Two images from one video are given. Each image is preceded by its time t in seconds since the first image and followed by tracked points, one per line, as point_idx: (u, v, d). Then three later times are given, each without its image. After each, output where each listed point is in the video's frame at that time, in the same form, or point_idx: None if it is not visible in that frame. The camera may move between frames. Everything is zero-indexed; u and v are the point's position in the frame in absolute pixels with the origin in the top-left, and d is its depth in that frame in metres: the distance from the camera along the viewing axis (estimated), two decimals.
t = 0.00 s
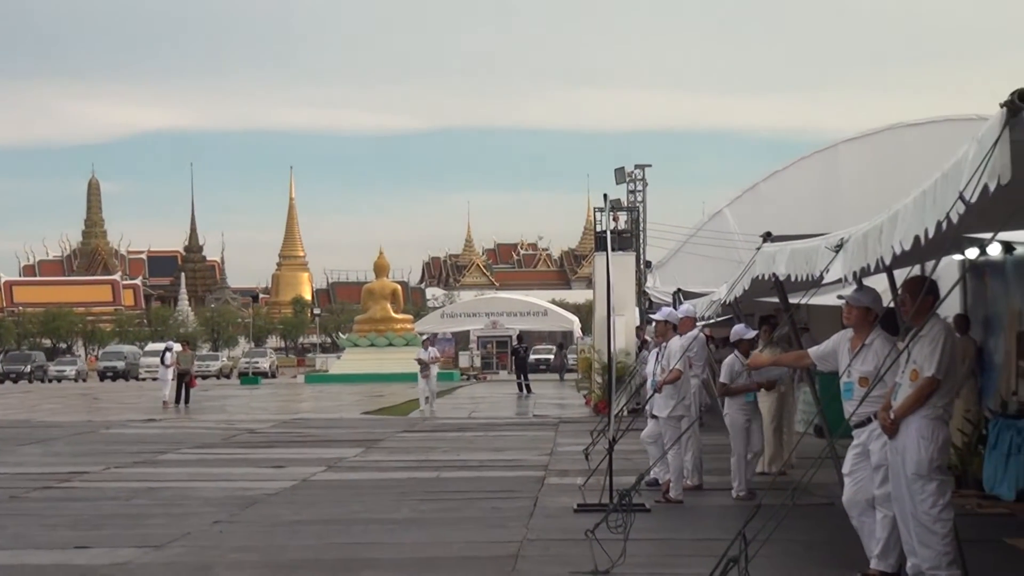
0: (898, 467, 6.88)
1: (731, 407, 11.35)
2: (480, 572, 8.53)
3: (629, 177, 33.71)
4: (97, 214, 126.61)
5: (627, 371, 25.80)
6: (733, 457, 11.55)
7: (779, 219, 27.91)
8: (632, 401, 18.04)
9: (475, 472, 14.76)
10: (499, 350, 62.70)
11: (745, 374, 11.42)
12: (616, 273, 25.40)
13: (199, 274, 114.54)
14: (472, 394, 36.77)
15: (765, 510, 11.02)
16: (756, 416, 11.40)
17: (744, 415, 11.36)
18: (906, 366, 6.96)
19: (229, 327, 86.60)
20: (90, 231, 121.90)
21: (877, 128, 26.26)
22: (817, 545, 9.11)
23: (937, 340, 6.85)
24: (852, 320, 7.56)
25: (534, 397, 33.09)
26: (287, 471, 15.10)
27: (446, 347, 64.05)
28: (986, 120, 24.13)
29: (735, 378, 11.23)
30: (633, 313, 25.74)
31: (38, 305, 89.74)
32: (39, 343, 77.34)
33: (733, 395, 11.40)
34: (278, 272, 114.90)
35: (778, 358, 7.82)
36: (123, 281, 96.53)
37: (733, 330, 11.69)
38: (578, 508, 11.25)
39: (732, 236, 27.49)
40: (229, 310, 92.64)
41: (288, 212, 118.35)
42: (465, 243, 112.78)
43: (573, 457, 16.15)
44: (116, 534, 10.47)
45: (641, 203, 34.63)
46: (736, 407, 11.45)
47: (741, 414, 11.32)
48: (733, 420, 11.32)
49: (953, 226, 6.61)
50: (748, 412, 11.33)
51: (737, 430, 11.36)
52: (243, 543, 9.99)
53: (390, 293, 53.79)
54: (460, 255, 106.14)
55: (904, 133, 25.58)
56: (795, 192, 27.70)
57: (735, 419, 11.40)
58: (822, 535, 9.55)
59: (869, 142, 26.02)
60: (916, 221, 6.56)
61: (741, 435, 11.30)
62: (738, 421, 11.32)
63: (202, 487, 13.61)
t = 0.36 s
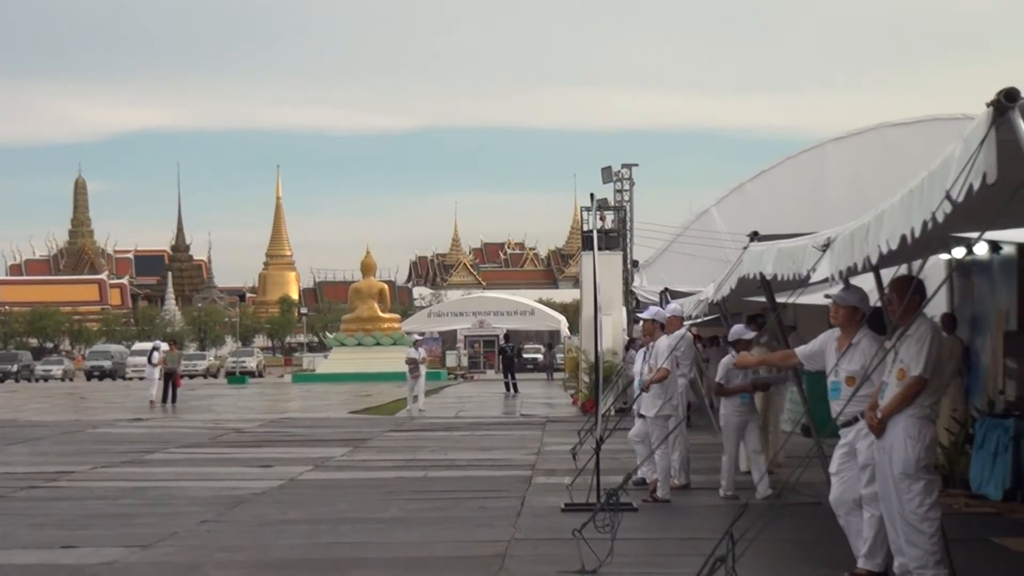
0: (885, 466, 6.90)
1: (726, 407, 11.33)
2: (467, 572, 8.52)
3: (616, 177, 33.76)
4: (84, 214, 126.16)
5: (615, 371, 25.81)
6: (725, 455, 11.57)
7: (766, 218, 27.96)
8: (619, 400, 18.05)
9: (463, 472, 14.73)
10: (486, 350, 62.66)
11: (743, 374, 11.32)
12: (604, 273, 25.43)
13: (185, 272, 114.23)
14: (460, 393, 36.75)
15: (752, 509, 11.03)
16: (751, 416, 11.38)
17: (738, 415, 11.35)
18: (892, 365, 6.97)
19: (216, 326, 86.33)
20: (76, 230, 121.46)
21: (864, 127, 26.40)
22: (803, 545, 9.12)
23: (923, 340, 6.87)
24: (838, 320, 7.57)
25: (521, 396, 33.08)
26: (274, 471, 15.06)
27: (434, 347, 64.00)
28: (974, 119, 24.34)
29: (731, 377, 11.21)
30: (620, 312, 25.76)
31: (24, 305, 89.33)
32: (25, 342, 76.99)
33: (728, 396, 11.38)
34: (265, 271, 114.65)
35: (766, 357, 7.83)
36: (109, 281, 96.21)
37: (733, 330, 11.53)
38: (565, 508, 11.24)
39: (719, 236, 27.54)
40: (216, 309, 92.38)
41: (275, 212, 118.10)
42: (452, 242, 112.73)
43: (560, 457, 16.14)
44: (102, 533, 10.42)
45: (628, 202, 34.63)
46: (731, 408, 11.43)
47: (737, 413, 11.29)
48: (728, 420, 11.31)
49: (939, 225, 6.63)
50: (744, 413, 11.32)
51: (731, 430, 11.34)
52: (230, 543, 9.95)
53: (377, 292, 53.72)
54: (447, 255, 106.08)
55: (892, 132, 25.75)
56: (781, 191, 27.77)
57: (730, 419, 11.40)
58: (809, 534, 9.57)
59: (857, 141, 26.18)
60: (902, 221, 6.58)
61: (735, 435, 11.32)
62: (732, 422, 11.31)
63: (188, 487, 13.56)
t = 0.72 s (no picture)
0: (879, 467, 6.91)
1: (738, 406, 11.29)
2: (462, 572, 8.53)
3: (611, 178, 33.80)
4: (78, 215, 126.08)
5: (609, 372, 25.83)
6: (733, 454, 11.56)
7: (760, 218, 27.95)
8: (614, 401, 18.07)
9: (458, 473, 14.74)
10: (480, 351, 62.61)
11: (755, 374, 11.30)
12: (600, 274, 25.46)
13: (180, 274, 114.17)
14: (454, 394, 36.80)
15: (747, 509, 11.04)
16: (760, 416, 11.36)
17: (749, 415, 11.33)
18: (887, 366, 6.98)
19: (210, 327, 86.27)
20: (71, 231, 121.41)
21: (859, 128, 26.44)
22: (798, 545, 9.13)
23: (918, 340, 6.88)
24: (833, 320, 7.58)
25: (515, 397, 33.10)
26: (269, 472, 15.07)
27: (428, 347, 64.01)
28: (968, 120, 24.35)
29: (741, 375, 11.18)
30: (615, 313, 25.79)
31: (18, 306, 89.20)
32: (20, 343, 76.91)
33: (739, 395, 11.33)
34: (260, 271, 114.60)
35: (761, 358, 7.83)
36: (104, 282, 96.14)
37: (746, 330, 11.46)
38: (559, 509, 11.25)
39: (714, 236, 27.55)
40: (210, 309, 92.34)
41: (270, 213, 118.04)
42: (447, 243, 112.70)
43: (555, 457, 16.16)
44: (97, 534, 10.42)
45: (623, 203, 34.64)
46: (742, 407, 11.37)
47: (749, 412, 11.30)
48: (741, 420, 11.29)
49: (933, 226, 6.64)
50: (755, 412, 11.30)
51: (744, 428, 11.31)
52: (225, 543, 9.96)
53: (372, 293, 53.74)
54: (442, 256, 106.05)
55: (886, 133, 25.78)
56: (775, 192, 27.75)
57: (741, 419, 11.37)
58: (805, 534, 9.58)
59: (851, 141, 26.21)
60: (897, 221, 6.59)
61: (749, 435, 11.30)
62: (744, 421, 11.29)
63: (184, 487, 13.56)
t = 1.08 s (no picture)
0: (873, 468, 6.92)
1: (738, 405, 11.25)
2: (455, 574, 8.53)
3: (604, 180, 33.81)
4: (72, 217, 125.87)
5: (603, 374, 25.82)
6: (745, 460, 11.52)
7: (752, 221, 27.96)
8: (608, 404, 18.08)
9: (451, 474, 14.73)
10: (474, 352, 62.57)
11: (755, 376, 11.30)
12: (593, 276, 25.49)
13: (173, 275, 113.97)
14: (448, 395, 36.78)
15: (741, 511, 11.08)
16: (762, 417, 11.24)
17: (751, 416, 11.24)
18: (880, 367, 6.99)
19: (203, 329, 86.10)
20: (64, 233, 121.12)
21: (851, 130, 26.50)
22: (792, 547, 9.15)
23: (911, 342, 6.89)
24: (826, 322, 7.59)
25: (509, 399, 33.09)
26: (263, 474, 15.05)
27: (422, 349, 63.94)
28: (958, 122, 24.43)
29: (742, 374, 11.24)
30: (608, 315, 25.78)
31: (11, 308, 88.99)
32: (13, 345, 76.71)
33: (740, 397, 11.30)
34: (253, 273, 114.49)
35: (755, 360, 7.83)
36: (97, 284, 95.94)
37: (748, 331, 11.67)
38: (552, 510, 11.25)
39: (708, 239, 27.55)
40: (203, 311, 92.19)
41: (264, 214, 117.89)
42: (440, 245, 112.60)
43: (549, 459, 16.16)
44: (90, 536, 10.40)
45: (616, 206, 34.65)
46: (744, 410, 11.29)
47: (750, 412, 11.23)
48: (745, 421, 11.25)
49: (927, 228, 6.65)
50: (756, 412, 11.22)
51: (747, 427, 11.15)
52: (218, 545, 9.94)
53: (365, 294, 53.70)
54: (435, 258, 105.99)
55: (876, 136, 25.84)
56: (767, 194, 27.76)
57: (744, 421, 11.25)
58: (798, 536, 9.60)
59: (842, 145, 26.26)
60: (890, 223, 6.60)
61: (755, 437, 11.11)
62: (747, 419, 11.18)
63: (177, 489, 13.54)
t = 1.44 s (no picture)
0: (865, 471, 6.93)
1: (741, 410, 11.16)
2: None
3: (596, 182, 33.78)
4: (64, 219, 125.62)
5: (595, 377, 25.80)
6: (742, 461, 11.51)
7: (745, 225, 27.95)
8: (600, 406, 18.07)
9: (443, 477, 14.72)
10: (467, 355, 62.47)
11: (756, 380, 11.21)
12: (585, 279, 25.50)
13: (165, 277, 113.74)
14: (439, 397, 36.77)
15: (733, 514, 11.11)
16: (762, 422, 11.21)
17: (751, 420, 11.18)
18: (872, 370, 7.00)
19: (196, 331, 85.92)
20: (56, 235, 120.83)
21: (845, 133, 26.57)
22: (784, 550, 9.15)
23: (903, 344, 6.90)
24: (818, 325, 7.59)
25: (501, 401, 33.09)
26: (254, 476, 15.02)
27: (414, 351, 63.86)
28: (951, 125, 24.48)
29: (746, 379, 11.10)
30: (601, 317, 25.80)
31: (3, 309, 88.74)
32: (4, 347, 76.49)
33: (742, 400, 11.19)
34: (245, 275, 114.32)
35: (747, 363, 7.84)
36: (89, 286, 95.73)
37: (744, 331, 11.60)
38: (545, 513, 11.25)
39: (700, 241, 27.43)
40: (195, 313, 92.05)
41: (256, 216, 117.67)
42: (432, 247, 112.44)
43: (541, 462, 16.15)
44: (81, 539, 10.38)
45: (608, 207, 34.67)
46: (745, 414, 11.21)
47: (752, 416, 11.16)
48: (747, 425, 11.19)
49: (919, 230, 6.65)
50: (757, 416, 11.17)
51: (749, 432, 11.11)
52: (210, 547, 9.92)
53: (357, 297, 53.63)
54: (428, 260, 105.90)
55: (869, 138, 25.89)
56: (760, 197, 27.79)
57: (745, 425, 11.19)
58: (791, 539, 9.60)
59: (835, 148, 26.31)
60: (882, 225, 6.60)
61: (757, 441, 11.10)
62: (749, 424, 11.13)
63: (169, 492, 13.51)
